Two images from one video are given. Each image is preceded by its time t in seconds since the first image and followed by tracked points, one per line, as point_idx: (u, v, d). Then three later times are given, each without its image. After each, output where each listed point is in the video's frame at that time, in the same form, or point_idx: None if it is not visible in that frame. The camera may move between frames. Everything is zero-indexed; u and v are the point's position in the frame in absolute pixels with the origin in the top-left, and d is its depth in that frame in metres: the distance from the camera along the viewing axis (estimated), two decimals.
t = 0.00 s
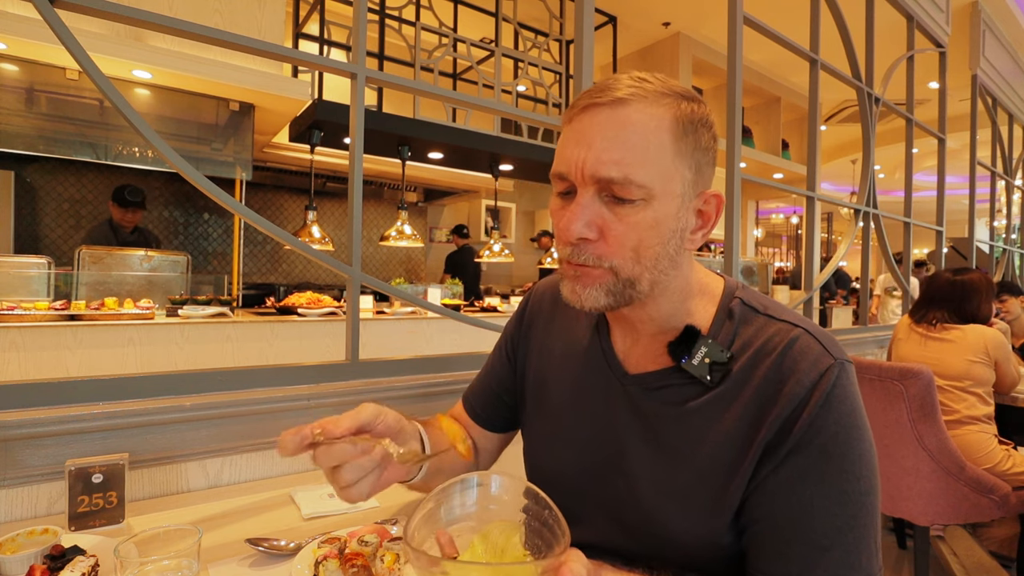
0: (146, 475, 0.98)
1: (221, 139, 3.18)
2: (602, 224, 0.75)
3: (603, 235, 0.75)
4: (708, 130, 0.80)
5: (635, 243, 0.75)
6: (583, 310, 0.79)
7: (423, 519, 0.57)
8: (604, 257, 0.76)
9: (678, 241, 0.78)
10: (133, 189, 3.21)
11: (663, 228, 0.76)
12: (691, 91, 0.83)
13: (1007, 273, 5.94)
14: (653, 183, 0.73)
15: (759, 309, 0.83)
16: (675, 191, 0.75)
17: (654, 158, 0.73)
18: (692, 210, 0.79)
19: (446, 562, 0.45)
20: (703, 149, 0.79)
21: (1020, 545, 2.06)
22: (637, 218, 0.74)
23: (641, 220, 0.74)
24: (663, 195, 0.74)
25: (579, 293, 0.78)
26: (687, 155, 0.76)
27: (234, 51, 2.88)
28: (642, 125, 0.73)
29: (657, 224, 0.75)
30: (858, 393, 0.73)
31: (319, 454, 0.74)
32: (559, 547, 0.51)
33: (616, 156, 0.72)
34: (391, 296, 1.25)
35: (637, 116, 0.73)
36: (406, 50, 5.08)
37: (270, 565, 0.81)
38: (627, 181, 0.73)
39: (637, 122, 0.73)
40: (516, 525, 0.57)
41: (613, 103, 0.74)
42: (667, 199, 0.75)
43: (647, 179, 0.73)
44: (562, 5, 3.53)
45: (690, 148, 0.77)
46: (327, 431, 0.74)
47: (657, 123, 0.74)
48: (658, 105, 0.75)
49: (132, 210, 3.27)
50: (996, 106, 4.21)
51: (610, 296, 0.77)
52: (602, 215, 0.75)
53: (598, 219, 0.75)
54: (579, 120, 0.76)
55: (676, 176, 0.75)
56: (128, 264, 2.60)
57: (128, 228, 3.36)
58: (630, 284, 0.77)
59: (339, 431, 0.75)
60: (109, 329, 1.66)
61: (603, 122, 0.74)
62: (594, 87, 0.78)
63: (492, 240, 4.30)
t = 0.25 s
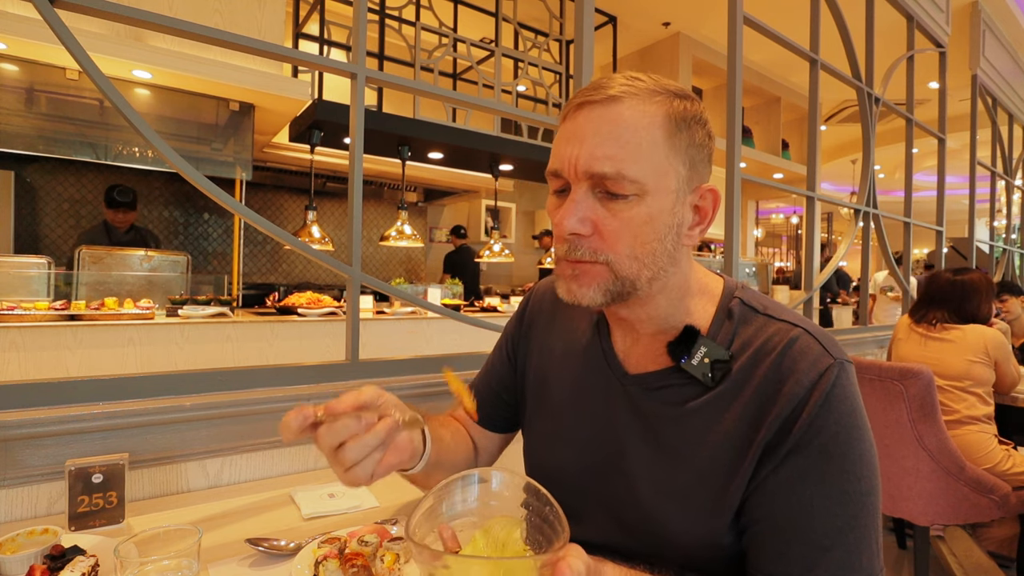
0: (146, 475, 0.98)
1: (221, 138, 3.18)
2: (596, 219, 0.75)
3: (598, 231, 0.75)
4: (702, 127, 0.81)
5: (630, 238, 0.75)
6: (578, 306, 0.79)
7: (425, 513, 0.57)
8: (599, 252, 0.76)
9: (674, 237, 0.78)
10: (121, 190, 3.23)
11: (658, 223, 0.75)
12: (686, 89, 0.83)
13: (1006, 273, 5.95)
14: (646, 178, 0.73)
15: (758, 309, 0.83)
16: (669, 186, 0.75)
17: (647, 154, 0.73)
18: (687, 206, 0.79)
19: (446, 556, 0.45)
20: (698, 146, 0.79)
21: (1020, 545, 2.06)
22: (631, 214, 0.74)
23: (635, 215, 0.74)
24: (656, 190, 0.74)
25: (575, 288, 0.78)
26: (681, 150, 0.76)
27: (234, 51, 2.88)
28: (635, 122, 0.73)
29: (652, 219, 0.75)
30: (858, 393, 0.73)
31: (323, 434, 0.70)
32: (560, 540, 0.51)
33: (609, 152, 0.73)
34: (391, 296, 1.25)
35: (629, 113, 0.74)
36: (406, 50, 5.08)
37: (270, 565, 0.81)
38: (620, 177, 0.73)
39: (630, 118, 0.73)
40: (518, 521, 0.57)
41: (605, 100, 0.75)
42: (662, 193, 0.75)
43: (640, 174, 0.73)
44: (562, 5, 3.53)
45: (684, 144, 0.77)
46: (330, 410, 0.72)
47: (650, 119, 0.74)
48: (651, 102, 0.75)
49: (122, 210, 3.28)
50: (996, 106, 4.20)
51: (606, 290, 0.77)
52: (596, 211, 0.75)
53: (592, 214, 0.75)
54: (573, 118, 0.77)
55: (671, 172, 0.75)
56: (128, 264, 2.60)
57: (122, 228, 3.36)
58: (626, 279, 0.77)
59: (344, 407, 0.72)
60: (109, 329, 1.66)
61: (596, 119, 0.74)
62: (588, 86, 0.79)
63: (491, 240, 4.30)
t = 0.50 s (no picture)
0: (146, 475, 0.98)
1: (220, 138, 3.18)
2: (594, 222, 0.74)
3: (596, 233, 0.75)
4: (692, 125, 0.81)
5: (628, 238, 0.75)
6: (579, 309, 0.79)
7: (430, 508, 0.57)
8: (597, 254, 0.76)
9: (670, 236, 0.78)
10: (108, 190, 3.23)
11: (655, 223, 0.75)
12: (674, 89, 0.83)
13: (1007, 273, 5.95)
14: (642, 179, 0.74)
15: (756, 307, 0.83)
16: (664, 186, 0.75)
17: (640, 154, 0.73)
18: (682, 204, 0.79)
19: (453, 550, 0.45)
20: (690, 144, 0.79)
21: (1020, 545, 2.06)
22: (628, 215, 0.74)
23: (632, 216, 0.74)
24: (651, 190, 0.74)
25: (575, 292, 0.78)
26: (673, 148, 0.76)
27: (234, 51, 2.88)
28: (628, 122, 0.73)
29: (649, 219, 0.75)
30: (857, 391, 0.73)
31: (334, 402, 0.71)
32: (566, 536, 0.51)
33: (603, 154, 0.73)
34: (391, 296, 1.25)
35: (620, 114, 0.74)
36: (406, 50, 5.08)
37: (270, 565, 0.81)
38: (615, 179, 0.73)
39: (622, 118, 0.73)
40: (523, 517, 0.57)
41: (597, 103, 0.75)
42: (657, 194, 0.75)
43: (635, 175, 0.73)
44: (562, 5, 3.53)
45: (676, 143, 0.77)
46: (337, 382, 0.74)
47: (642, 120, 0.74)
48: (641, 103, 0.75)
49: (110, 211, 3.28)
50: (996, 106, 4.21)
51: (606, 292, 0.77)
52: (592, 214, 0.74)
53: (590, 217, 0.74)
54: (564, 122, 0.76)
55: (665, 171, 0.75)
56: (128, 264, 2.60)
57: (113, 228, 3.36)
58: (625, 281, 0.77)
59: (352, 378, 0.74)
60: (109, 329, 1.66)
61: (588, 122, 0.74)
62: (577, 90, 0.78)
63: (491, 240, 4.30)
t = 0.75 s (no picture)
0: (146, 475, 0.98)
1: (220, 138, 3.18)
2: (578, 226, 0.75)
3: (580, 238, 0.75)
4: (678, 126, 0.81)
5: (613, 242, 0.75)
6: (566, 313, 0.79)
7: (432, 503, 0.57)
8: (582, 258, 0.76)
9: (658, 238, 0.78)
10: (98, 191, 3.23)
11: (641, 226, 0.75)
12: (659, 90, 0.83)
13: (1007, 273, 5.94)
14: (626, 182, 0.74)
15: (754, 307, 0.83)
16: (649, 189, 0.75)
17: (624, 157, 0.73)
18: (669, 206, 0.79)
19: (456, 544, 0.45)
20: (676, 145, 0.80)
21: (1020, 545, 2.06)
22: (612, 218, 0.74)
23: (617, 220, 0.74)
24: (636, 194, 0.74)
25: (563, 297, 0.78)
26: (658, 151, 0.76)
27: (234, 51, 2.88)
28: (611, 125, 0.73)
29: (634, 222, 0.75)
30: (855, 391, 0.73)
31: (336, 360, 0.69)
32: (570, 532, 0.51)
33: (586, 158, 0.73)
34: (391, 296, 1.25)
35: (604, 118, 0.74)
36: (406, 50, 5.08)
37: (270, 565, 0.81)
38: (599, 182, 0.73)
39: (605, 121, 0.74)
40: (526, 512, 0.57)
41: (580, 107, 0.75)
42: (642, 196, 0.75)
43: (619, 179, 0.73)
44: (562, 5, 3.53)
45: (661, 145, 0.77)
46: (346, 336, 0.72)
47: (625, 122, 0.74)
48: (625, 105, 0.75)
49: (101, 212, 3.28)
50: (996, 106, 4.21)
51: (594, 298, 0.77)
52: (577, 218, 0.75)
53: (573, 222, 0.75)
54: (549, 125, 0.77)
55: (650, 173, 0.75)
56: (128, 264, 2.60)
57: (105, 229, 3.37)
58: (612, 285, 0.77)
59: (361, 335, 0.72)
60: (109, 329, 1.66)
61: (571, 126, 0.74)
62: (562, 93, 0.79)
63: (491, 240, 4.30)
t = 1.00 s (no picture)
0: (146, 475, 0.98)
1: (221, 139, 3.18)
2: (580, 214, 0.74)
3: (582, 225, 0.75)
4: (682, 124, 0.81)
5: (614, 232, 0.75)
6: (564, 303, 0.78)
7: (432, 503, 0.57)
8: (582, 246, 0.75)
9: (658, 234, 0.78)
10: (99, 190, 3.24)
11: (642, 218, 0.75)
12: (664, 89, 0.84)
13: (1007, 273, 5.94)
14: (630, 172, 0.74)
15: (750, 307, 0.83)
16: (652, 181, 0.75)
17: (630, 147, 0.74)
18: (670, 203, 0.79)
19: (456, 544, 0.45)
20: (679, 143, 0.80)
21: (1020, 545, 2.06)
22: (614, 208, 0.74)
23: (618, 210, 0.74)
24: (640, 184, 0.74)
25: (561, 287, 0.77)
26: (663, 145, 0.77)
27: (234, 51, 2.88)
28: (616, 115, 0.74)
29: (635, 214, 0.75)
30: (853, 391, 0.73)
31: (325, 357, 0.70)
32: (570, 531, 0.51)
33: (591, 144, 0.73)
34: (391, 296, 1.25)
35: (611, 107, 0.74)
36: (406, 50, 5.09)
37: (270, 565, 0.81)
38: (604, 169, 0.73)
39: (612, 111, 0.74)
40: (526, 512, 0.57)
41: (587, 95, 0.76)
42: (644, 188, 0.75)
43: (624, 168, 0.73)
44: (562, 5, 3.53)
45: (666, 139, 0.77)
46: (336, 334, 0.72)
47: (632, 113, 0.75)
48: (631, 98, 0.76)
49: (101, 213, 3.29)
50: (996, 106, 4.21)
51: (594, 289, 0.76)
52: (579, 205, 0.75)
53: (575, 209, 0.75)
54: (555, 113, 0.77)
55: (653, 167, 0.75)
56: (128, 264, 2.60)
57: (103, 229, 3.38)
58: (612, 278, 0.76)
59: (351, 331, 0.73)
60: (109, 329, 1.66)
61: (577, 114, 0.74)
62: (569, 84, 0.79)
63: (491, 240, 4.29)
